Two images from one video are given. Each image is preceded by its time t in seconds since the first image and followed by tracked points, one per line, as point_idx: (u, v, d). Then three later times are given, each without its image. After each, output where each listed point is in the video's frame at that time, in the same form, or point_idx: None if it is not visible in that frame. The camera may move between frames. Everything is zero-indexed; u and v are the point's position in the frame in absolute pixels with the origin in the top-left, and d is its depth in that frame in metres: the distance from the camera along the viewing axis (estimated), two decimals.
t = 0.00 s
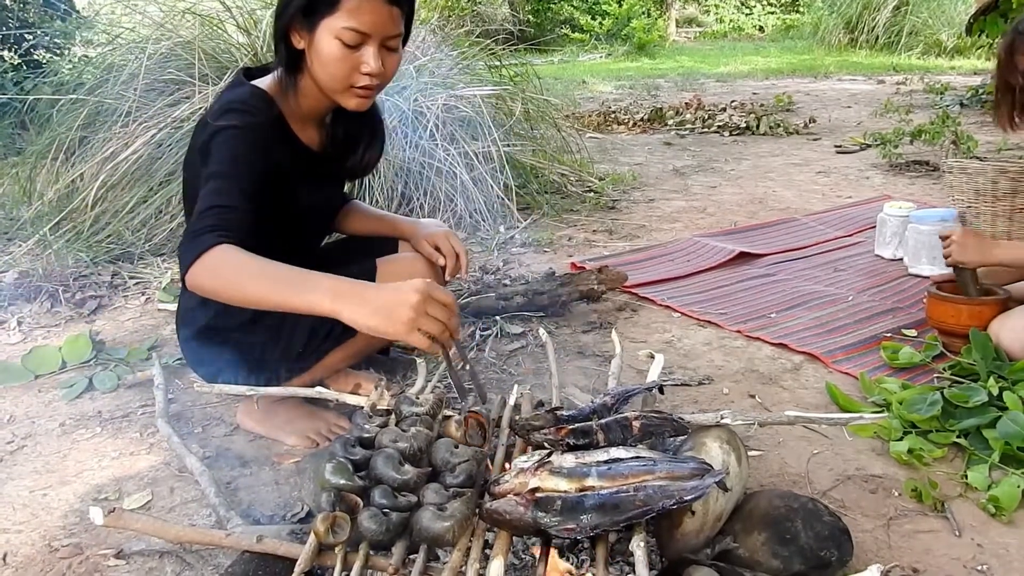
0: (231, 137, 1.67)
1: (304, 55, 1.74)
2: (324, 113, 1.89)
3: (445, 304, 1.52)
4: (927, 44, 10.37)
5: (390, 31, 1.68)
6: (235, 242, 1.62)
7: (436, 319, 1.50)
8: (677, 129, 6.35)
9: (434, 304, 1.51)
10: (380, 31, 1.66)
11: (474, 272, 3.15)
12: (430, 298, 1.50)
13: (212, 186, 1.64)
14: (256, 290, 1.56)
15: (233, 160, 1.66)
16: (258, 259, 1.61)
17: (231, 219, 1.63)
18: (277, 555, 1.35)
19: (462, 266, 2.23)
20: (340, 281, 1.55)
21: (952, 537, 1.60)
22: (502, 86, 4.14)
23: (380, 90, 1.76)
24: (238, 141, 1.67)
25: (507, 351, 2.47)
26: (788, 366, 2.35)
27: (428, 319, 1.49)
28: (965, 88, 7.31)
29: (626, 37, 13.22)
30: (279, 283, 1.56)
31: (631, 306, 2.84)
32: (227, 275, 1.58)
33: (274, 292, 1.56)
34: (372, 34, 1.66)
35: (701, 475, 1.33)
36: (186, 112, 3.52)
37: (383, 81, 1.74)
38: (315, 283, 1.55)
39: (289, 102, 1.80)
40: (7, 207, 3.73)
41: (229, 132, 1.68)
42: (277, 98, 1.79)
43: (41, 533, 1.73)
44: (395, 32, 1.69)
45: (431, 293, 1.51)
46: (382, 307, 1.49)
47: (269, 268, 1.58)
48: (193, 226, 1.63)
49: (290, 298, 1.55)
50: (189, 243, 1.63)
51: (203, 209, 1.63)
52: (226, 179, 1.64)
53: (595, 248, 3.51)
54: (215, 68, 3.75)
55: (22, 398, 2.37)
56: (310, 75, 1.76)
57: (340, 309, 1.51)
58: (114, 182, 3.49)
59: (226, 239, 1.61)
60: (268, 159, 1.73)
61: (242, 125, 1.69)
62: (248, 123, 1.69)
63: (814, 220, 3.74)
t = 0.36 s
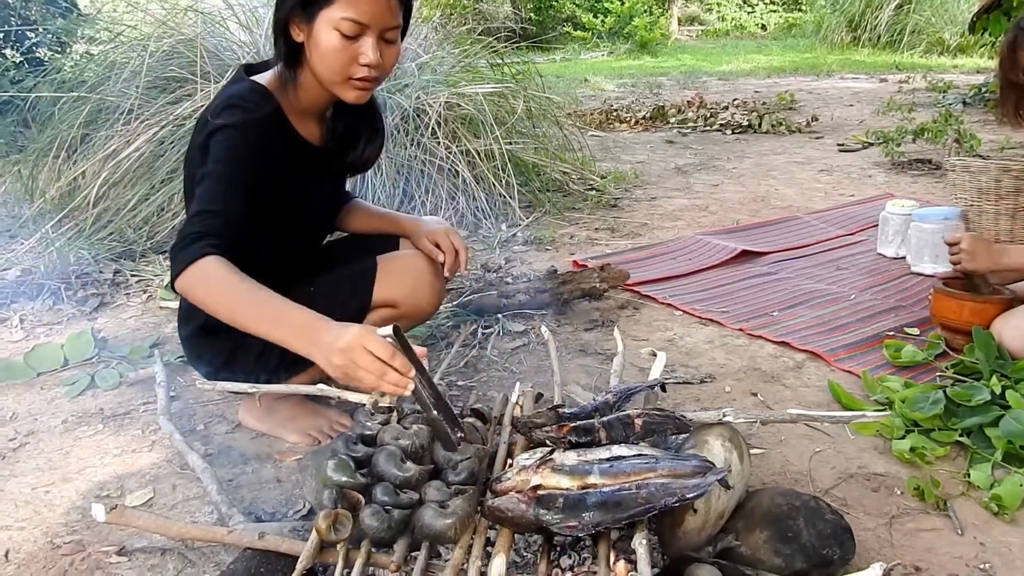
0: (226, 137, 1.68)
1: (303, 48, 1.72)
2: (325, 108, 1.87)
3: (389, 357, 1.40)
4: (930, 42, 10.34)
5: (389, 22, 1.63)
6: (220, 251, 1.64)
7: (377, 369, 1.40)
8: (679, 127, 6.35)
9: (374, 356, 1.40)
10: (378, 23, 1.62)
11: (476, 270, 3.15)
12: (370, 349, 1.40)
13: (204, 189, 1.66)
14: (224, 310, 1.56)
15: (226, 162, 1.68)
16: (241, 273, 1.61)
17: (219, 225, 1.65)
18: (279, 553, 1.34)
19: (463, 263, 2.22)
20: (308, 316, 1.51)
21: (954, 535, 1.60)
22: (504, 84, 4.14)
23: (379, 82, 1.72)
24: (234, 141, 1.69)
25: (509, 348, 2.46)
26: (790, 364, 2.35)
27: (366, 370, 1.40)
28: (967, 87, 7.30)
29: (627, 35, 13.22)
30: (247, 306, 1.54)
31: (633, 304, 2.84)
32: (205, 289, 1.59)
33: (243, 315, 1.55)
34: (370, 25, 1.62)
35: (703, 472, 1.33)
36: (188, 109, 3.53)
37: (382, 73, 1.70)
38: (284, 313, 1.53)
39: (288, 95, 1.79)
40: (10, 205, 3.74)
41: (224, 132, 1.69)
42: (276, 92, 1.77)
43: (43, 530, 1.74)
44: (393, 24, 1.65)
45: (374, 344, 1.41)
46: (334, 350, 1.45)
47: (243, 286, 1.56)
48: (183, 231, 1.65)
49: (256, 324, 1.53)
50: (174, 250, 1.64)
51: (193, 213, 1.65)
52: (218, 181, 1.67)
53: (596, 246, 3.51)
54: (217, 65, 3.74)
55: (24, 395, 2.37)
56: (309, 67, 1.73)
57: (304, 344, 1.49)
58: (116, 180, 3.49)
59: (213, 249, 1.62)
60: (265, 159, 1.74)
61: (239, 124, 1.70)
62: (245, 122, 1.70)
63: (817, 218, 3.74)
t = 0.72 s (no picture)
0: (226, 133, 1.68)
1: (307, 42, 1.70)
2: (328, 102, 1.86)
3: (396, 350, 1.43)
4: (933, 39, 10.32)
5: (393, 18, 1.62)
6: (212, 249, 1.65)
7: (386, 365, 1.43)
8: (682, 123, 6.34)
9: (381, 352, 1.43)
10: (383, 19, 1.61)
11: (478, 266, 3.15)
12: (376, 345, 1.44)
13: (202, 186, 1.67)
14: (229, 314, 1.58)
15: (227, 158, 1.67)
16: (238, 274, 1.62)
17: (215, 224, 1.66)
18: (281, 548, 1.33)
19: (464, 258, 2.21)
20: (313, 315, 1.54)
21: (957, 532, 1.59)
22: (507, 79, 4.14)
23: (383, 78, 1.71)
24: (234, 137, 1.68)
25: (511, 344, 2.46)
26: (792, 361, 2.35)
27: (376, 365, 1.43)
28: (970, 84, 7.28)
29: (630, 31, 13.20)
30: (251, 310, 1.57)
31: (635, 300, 2.83)
32: (203, 293, 1.60)
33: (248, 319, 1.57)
34: (374, 21, 1.61)
35: (706, 468, 1.33)
36: (189, 105, 3.52)
37: (386, 69, 1.70)
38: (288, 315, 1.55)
39: (292, 89, 1.78)
40: (12, 200, 3.73)
41: (225, 128, 1.68)
42: (279, 86, 1.77)
43: (45, 524, 1.74)
44: (398, 19, 1.64)
45: (379, 341, 1.44)
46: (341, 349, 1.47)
47: (243, 290, 1.58)
48: (179, 229, 1.65)
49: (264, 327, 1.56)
50: (170, 251, 1.64)
51: (189, 211, 1.66)
52: (218, 179, 1.67)
53: (599, 242, 3.50)
54: (219, 60, 3.73)
55: (26, 390, 2.37)
56: (312, 62, 1.72)
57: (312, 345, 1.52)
58: (117, 176, 3.49)
59: (206, 249, 1.63)
60: (265, 155, 1.74)
61: (239, 120, 1.69)
62: (246, 117, 1.70)
63: (819, 215, 3.73)
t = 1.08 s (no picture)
0: (228, 128, 1.66)
1: (307, 35, 1.68)
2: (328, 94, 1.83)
3: (407, 376, 1.40)
4: (935, 37, 10.30)
5: (394, 10, 1.60)
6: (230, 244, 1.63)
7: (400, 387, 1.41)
8: (684, 120, 6.32)
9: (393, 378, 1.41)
10: (384, 10, 1.59)
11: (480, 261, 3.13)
12: (387, 372, 1.40)
13: (210, 181, 1.65)
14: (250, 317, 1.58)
15: (233, 152, 1.66)
16: (255, 274, 1.60)
17: (229, 220, 1.65)
18: (281, 545, 1.31)
19: (465, 251, 2.20)
20: (328, 324, 1.51)
21: (964, 531, 1.58)
22: (508, 75, 4.11)
23: (384, 70, 1.69)
24: (239, 131, 1.66)
25: (513, 340, 2.45)
26: (796, 358, 2.33)
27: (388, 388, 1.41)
28: (973, 82, 7.26)
29: (632, 28, 13.16)
30: (270, 315, 1.56)
31: (637, 296, 2.82)
32: (223, 294, 1.59)
33: (269, 323, 1.56)
34: (375, 13, 1.59)
35: (711, 465, 1.31)
36: (189, 100, 3.50)
37: (387, 61, 1.67)
38: (305, 324, 1.53)
39: (292, 82, 1.76)
40: (12, 196, 3.73)
41: (228, 123, 1.66)
42: (279, 79, 1.75)
43: (45, 521, 1.73)
44: (399, 11, 1.62)
45: (388, 369, 1.40)
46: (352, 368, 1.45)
47: (261, 293, 1.56)
48: (195, 226, 1.63)
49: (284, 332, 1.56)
50: (187, 249, 1.63)
51: (203, 207, 1.64)
52: (226, 174, 1.65)
53: (601, 239, 3.49)
54: (219, 55, 3.70)
55: (26, 385, 2.36)
56: (313, 55, 1.70)
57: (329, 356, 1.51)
58: (118, 172, 3.48)
59: (226, 245, 1.62)
60: (268, 149, 1.72)
61: (243, 113, 1.67)
62: (249, 110, 1.68)
63: (823, 212, 3.72)
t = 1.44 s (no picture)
0: (228, 118, 1.63)
1: (309, 22, 1.65)
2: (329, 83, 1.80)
3: (418, 365, 1.39)
4: (940, 30, 10.24)
5: None
6: (237, 235, 1.58)
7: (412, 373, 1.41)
8: (687, 112, 6.28)
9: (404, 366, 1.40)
10: None
11: (482, 254, 3.10)
12: (396, 362, 1.40)
13: (211, 172, 1.61)
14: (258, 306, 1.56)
15: (234, 142, 1.62)
16: (261, 264, 1.56)
17: (236, 210, 1.59)
18: (283, 541, 1.27)
19: (468, 242, 2.20)
20: (333, 309, 1.49)
21: (975, 528, 1.56)
22: (511, 66, 4.08)
23: (388, 57, 1.66)
24: (241, 120, 1.63)
25: (516, 333, 2.43)
26: (803, 351, 2.31)
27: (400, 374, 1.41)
28: (979, 75, 7.21)
29: (634, 21, 13.11)
30: (278, 303, 1.53)
31: (642, 289, 2.79)
32: (231, 286, 1.56)
33: (278, 311, 1.54)
34: None
35: (720, 460, 1.29)
36: (189, 91, 3.48)
37: (391, 47, 1.64)
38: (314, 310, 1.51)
39: (292, 70, 1.73)
40: (11, 187, 3.70)
41: (228, 112, 1.63)
42: (279, 67, 1.71)
43: (43, 515, 1.71)
44: None
45: (399, 359, 1.39)
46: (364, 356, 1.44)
47: (267, 283, 1.53)
48: (197, 219, 1.59)
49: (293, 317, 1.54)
50: (191, 245, 1.59)
51: (205, 200, 1.59)
52: (228, 164, 1.61)
53: (604, 231, 3.46)
54: (219, 45, 3.68)
55: (24, 379, 2.33)
56: (314, 42, 1.67)
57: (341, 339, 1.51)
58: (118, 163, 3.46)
59: (231, 236, 1.57)
60: (268, 138, 1.69)
61: (244, 102, 1.64)
62: (250, 99, 1.65)
63: (828, 205, 3.69)
